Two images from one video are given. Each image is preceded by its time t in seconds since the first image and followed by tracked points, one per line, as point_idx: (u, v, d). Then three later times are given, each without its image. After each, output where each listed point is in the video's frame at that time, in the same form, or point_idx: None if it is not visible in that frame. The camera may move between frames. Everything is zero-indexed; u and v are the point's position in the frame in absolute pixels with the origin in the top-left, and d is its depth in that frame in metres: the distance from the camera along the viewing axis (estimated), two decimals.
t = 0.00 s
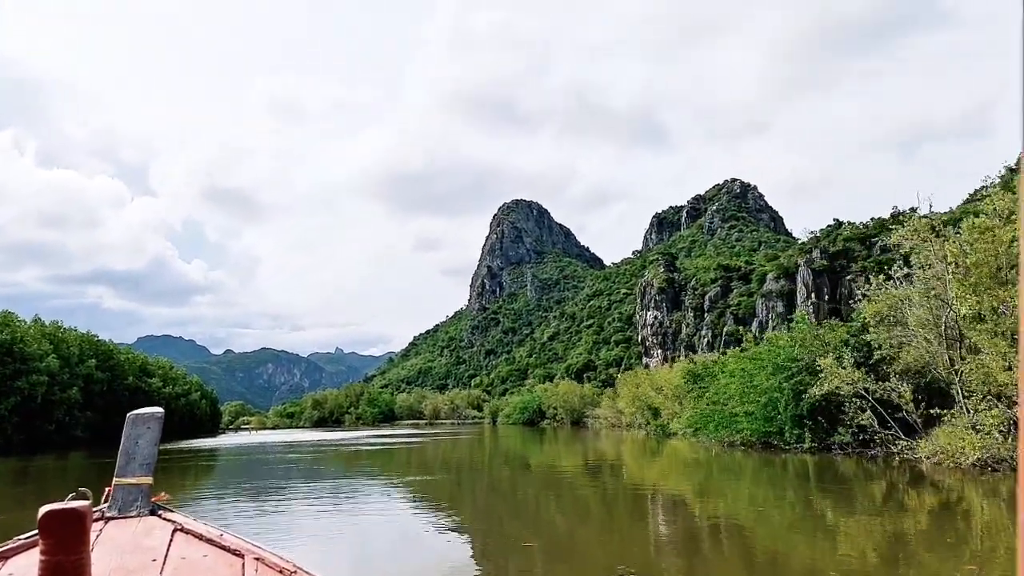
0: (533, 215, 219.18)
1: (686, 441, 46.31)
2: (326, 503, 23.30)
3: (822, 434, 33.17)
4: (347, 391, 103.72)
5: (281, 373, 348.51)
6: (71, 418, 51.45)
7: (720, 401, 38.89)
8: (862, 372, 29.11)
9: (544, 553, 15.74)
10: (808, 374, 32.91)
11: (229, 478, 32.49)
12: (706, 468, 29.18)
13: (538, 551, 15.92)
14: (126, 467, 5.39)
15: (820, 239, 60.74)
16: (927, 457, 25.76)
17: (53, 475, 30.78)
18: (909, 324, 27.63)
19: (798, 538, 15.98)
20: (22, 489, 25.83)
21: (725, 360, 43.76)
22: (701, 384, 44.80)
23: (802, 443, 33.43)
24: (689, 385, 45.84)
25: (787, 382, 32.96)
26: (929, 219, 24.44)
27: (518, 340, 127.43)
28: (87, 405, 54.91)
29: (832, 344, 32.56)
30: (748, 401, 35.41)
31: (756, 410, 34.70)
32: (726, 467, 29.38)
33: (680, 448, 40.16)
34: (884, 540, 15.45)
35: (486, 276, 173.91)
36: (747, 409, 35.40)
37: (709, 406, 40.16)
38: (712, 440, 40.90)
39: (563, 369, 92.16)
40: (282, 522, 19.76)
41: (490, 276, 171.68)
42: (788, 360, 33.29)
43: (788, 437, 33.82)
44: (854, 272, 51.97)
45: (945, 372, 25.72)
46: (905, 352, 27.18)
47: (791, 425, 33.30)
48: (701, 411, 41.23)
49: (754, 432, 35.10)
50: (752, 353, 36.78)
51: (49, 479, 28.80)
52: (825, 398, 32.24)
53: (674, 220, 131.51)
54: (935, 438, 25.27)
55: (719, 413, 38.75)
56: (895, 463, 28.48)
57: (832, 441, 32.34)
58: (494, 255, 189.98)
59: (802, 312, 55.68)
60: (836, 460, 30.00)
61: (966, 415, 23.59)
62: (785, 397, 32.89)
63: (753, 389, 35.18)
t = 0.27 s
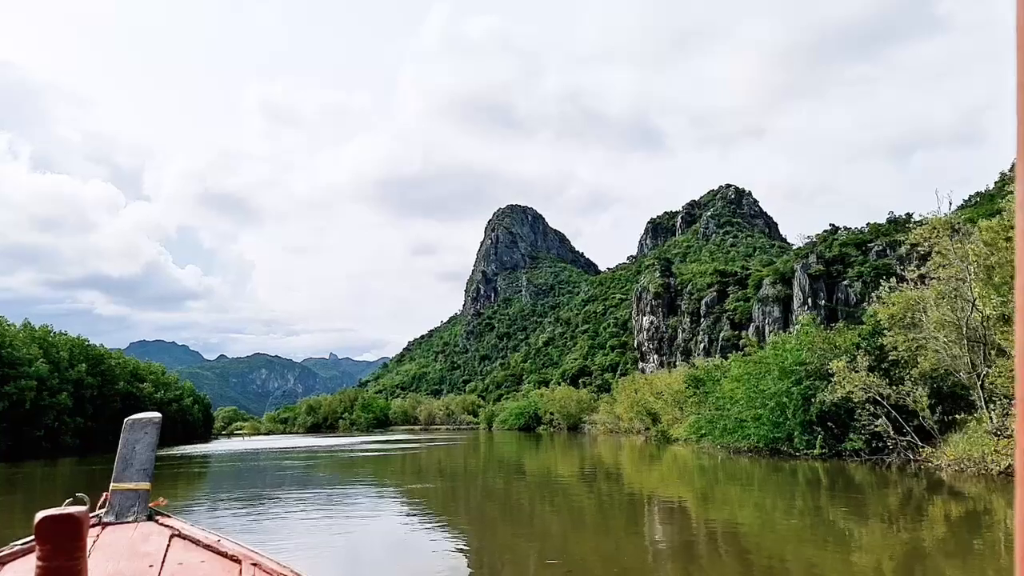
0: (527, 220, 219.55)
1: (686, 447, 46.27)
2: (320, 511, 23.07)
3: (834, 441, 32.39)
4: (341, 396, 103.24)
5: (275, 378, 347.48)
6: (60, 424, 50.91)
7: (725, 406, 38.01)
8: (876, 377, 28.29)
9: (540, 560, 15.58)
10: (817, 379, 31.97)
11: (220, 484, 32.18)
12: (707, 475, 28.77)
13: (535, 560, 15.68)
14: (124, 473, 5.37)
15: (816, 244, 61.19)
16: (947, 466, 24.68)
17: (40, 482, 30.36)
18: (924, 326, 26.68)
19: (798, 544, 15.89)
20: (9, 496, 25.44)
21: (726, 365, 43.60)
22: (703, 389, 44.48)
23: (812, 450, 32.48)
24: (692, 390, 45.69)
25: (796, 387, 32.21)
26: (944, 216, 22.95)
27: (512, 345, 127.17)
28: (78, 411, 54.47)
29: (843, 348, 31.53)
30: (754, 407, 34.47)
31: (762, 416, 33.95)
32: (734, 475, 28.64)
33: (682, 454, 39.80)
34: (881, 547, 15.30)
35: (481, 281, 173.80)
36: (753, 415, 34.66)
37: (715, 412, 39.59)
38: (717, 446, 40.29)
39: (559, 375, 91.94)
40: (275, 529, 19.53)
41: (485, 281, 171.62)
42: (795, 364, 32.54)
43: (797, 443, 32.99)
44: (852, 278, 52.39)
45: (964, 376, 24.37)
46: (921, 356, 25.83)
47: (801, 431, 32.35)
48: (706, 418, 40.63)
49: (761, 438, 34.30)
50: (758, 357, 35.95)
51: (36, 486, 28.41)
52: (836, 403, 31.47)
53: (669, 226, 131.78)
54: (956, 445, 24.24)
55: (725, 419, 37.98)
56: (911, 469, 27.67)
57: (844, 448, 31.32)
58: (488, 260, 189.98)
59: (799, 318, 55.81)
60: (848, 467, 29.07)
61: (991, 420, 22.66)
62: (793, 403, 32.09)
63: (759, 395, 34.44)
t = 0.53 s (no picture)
0: (523, 224, 219.93)
1: (688, 451, 46.30)
2: (316, 515, 22.95)
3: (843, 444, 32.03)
4: (338, 400, 103.00)
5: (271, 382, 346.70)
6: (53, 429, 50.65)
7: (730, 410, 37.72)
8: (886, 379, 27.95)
9: (537, 565, 15.51)
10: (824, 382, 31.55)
11: (215, 490, 32.02)
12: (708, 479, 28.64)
13: (532, 564, 15.62)
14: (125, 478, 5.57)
15: (814, 247, 61.47)
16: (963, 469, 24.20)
17: (32, 487, 30.16)
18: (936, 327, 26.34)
19: (795, 548, 15.93)
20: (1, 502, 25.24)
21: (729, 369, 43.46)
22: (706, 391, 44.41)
23: (821, 454, 32.04)
24: (693, 392, 45.69)
25: (803, 389, 31.90)
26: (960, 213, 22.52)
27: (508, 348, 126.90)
28: (71, 415, 54.23)
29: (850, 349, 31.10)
30: (761, 409, 34.10)
31: (769, 419, 33.64)
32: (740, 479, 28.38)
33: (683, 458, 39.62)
34: (878, 551, 15.26)
35: (478, 284, 173.86)
36: (759, 418, 34.35)
37: (720, 416, 39.29)
38: (722, 450, 40.02)
39: (556, 378, 91.84)
40: (271, 534, 19.41)
41: (482, 284, 171.69)
42: (801, 366, 32.25)
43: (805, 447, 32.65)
44: (850, 281, 52.63)
45: (980, 378, 23.94)
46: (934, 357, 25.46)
47: (809, 435, 31.98)
48: (711, 421, 40.38)
49: (768, 442, 33.98)
50: (765, 360, 35.62)
51: (29, 492, 28.23)
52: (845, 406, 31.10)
53: (666, 229, 131.96)
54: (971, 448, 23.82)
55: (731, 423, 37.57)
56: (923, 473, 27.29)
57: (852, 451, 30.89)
58: (485, 263, 190.05)
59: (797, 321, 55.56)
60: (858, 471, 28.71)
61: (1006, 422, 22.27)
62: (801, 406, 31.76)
63: (766, 398, 34.14)
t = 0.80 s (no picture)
0: (518, 228, 220.29)
1: (690, 455, 46.19)
2: (309, 521, 22.79)
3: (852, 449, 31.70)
4: (331, 404, 102.64)
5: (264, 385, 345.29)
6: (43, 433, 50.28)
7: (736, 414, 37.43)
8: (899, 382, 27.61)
9: (533, 569, 15.50)
10: (831, 385, 31.10)
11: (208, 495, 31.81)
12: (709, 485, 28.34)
13: (526, 569, 15.62)
14: (124, 481, 5.75)
15: (810, 251, 61.66)
16: (981, 475, 23.70)
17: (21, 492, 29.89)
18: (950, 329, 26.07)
19: (794, 553, 15.82)
20: None
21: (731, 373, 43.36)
22: (708, 396, 44.10)
23: (830, 458, 31.56)
24: (693, 396, 45.56)
25: (810, 393, 31.61)
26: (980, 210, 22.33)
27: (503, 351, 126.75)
28: (61, 419, 53.85)
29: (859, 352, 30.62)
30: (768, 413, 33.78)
31: (777, 423, 33.35)
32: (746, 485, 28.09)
33: (684, 463, 39.36)
34: (875, 557, 15.18)
35: (473, 288, 173.85)
36: (767, 422, 34.01)
37: (725, 420, 39.06)
38: (728, 454, 39.74)
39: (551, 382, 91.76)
40: (264, 540, 19.26)
41: (477, 288, 171.70)
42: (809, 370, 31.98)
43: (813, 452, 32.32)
44: (845, 283, 52.89)
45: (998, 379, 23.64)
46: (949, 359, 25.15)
47: (818, 439, 31.63)
48: (716, 426, 40.13)
49: (775, 446, 33.65)
50: (772, 363, 35.34)
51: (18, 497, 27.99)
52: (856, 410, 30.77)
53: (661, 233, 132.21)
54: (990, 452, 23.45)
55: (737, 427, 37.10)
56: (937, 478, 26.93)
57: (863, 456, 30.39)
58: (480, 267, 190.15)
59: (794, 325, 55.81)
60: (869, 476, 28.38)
61: None
62: (810, 410, 31.45)
63: (773, 401, 33.84)
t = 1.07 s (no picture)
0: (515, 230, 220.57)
1: (691, 458, 46.09)
2: (305, 524, 22.69)
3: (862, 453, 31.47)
4: (327, 407, 102.37)
5: (260, 388, 344.52)
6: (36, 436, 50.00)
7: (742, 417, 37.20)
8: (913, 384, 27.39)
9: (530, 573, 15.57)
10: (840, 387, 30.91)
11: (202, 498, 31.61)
12: (711, 489, 28.18)
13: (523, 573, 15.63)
14: (126, 484, 5.67)
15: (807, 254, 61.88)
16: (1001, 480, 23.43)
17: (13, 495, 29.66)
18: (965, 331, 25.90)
19: (795, 560, 15.75)
20: None
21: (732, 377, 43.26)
22: (711, 399, 43.99)
23: (841, 463, 31.25)
24: (695, 399, 45.57)
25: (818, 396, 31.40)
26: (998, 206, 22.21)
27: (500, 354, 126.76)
28: (55, 422, 53.59)
29: (869, 354, 30.35)
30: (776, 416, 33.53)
31: (784, 427, 33.08)
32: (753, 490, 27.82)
33: (686, 467, 39.27)
34: (875, 564, 15.13)
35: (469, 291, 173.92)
36: (774, 426, 33.76)
37: (729, 423, 38.86)
38: (732, 458, 39.51)
39: (548, 385, 91.72)
40: (260, 544, 19.14)
41: (473, 291, 171.79)
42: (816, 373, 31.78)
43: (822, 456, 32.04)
44: (843, 286, 53.05)
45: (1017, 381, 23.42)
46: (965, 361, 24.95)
47: (826, 443, 31.36)
48: (721, 430, 39.93)
49: (784, 450, 33.37)
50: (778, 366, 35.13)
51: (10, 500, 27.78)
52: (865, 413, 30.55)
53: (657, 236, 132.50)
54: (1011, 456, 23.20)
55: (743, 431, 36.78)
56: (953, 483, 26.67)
57: (874, 460, 30.10)
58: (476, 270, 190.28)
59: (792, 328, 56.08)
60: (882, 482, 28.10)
61: None
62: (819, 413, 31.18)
63: (780, 405, 33.59)
